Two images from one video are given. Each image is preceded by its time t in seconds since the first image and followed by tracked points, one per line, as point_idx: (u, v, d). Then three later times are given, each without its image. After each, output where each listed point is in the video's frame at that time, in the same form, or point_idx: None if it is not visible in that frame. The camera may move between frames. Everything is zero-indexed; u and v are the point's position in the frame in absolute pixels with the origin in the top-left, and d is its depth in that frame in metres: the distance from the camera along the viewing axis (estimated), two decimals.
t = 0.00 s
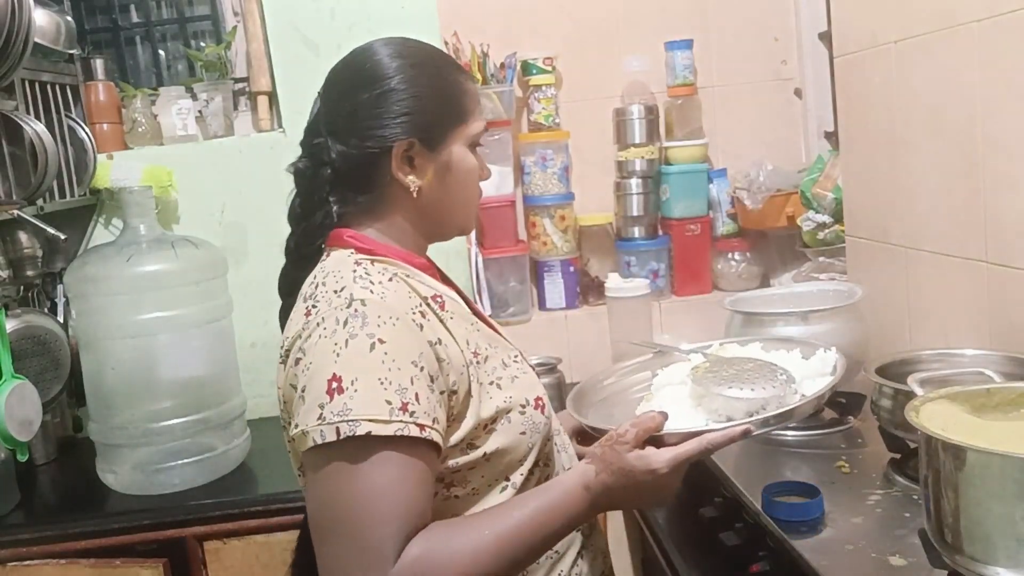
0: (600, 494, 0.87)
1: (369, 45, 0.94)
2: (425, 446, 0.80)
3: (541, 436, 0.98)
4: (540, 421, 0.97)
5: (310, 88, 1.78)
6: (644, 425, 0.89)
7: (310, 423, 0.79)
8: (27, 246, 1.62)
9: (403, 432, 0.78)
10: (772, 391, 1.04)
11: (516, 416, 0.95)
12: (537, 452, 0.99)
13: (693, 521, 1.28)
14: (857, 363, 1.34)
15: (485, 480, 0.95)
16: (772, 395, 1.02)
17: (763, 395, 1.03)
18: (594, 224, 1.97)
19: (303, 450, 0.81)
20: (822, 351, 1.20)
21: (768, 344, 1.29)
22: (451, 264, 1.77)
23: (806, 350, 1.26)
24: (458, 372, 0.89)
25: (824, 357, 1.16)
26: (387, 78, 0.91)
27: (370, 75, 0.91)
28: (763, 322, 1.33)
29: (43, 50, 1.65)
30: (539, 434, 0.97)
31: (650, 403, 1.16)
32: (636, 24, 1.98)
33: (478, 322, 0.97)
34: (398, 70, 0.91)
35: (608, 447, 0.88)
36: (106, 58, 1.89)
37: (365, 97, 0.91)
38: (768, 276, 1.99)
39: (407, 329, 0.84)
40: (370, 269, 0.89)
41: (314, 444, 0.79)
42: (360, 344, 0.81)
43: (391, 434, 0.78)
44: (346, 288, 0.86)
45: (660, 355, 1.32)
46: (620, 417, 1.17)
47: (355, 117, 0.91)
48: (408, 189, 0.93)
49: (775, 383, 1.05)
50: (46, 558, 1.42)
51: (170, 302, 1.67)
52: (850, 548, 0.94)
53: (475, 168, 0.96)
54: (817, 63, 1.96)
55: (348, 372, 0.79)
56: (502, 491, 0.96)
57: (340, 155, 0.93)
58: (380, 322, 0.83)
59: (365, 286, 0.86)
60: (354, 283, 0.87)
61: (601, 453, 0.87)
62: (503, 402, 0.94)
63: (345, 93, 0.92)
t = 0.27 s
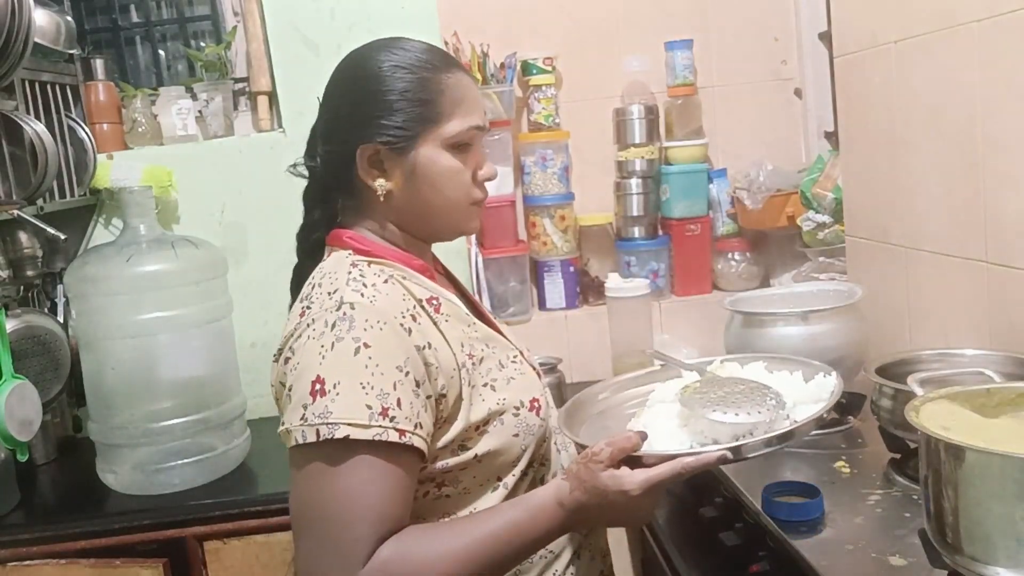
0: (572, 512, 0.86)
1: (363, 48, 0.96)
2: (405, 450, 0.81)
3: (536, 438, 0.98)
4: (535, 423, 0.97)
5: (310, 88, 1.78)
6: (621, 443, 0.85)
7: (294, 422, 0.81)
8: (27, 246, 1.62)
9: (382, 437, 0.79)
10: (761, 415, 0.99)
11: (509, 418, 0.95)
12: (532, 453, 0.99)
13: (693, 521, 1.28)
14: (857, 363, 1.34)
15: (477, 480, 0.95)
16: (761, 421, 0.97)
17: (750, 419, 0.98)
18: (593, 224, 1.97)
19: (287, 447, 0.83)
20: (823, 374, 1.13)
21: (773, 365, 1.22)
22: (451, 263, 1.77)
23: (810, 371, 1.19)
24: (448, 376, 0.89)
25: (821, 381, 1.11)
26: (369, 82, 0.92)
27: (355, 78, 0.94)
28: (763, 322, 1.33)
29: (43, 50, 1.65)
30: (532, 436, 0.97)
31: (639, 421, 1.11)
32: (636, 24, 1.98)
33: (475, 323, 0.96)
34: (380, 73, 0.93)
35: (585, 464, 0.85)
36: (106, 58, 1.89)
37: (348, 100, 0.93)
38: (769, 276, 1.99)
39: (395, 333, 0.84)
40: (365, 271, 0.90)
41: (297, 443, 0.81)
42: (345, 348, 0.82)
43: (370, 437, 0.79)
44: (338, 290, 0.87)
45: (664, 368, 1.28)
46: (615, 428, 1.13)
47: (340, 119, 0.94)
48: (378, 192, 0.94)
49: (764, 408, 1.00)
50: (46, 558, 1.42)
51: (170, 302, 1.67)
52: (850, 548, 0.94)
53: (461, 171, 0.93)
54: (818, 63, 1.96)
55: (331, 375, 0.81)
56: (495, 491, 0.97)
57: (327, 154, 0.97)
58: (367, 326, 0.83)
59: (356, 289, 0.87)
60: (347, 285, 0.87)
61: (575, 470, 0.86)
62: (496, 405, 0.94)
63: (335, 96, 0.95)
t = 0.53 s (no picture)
0: (570, 517, 0.86)
1: (363, 48, 0.96)
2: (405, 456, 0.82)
3: (537, 441, 0.98)
4: (535, 425, 0.97)
5: (310, 88, 1.78)
6: (618, 449, 0.86)
7: (295, 428, 0.82)
8: (27, 246, 1.62)
9: (382, 443, 0.80)
10: (763, 419, 1.00)
11: (510, 421, 0.95)
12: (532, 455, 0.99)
13: (693, 521, 1.28)
14: (857, 363, 1.34)
15: (478, 482, 0.96)
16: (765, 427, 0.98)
17: (752, 424, 0.99)
18: (593, 224, 1.97)
19: (288, 453, 0.84)
20: (824, 377, 1.14)
21: (775, 367, 1.23)
22: (451, 263, 1.77)
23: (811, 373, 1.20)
24: (448, 380, 0.90)
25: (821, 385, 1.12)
26: (369, 82, 0.93)
27: (355, 79, 0.94)
28: (763, 322, 1.33)
29: (43, 50, 1.65)
30: (532, 439, 0.97)
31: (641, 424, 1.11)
32: (636, 24, 1.98)
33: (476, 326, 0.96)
34: (380, 74, 0.93)
35: (580, 471, 0.86)
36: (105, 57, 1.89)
37: (348, 100, 0.93)
38: (769, 276, 1.99)
39: (394, 339, 0.84)
40: (364, 275, 0.89)
41: (298, 449, 0.82)
42: (344, 354, 0.82)
43: (370, 444, 0.79)
44: (337, 295, 0.87)
45: (664, 372, 1.28)
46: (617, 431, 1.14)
47: (340, 119, 0.94)
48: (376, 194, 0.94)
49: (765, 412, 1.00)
50: (46, 558, 1.42)
51: (170, 302, 1.67)
52: (850, 548, 0.94)
53: (460, 173, 0.93)
54: (817, 63, 1.96)
55: (331, 381, 0.81)
56: (495, 493, 0.97)
57: (326, 154, 0.97)
58: (366, 332, 0.83)
59: (356, 294, 0.86)
60: (345, 289, 0.87)
61: (574, 476, 0.86)
62: (496, 408, 0.94)
63: (335, 95, 0.95)
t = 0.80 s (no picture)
0: (570, 511, 0.87)
1: (368, 46, 0.95)
2: (403, 456, 0.82)
3: (534, 440, 0.99)
4: (531, 425, 0.97)
5: (311, 88, 1.78)
6: (615, 441, 0.86)
7: (293, 430, 0.82)
8: (27, 246, 1.62)
9: (380, 444, 0.80)
10: (757, 408, 1.00)
11: (506, 420, 0.95)
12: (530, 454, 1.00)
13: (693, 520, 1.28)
14: (857, 363, 1.34)
15: (475, 482, 0.96)
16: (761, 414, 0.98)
17: (745, 414, 0.99)
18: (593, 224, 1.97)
19: (287, 455, 0.84)
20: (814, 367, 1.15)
21: (765, 358, 1.24)
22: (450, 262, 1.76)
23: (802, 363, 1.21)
24: (445, 380, 0.90)
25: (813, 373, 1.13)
26: (380, 81, 0.92)
27: (364, 76, 0.93)
28: (764, 322, 1.33)
29: (43, 50, 1.65)
30: (528, 438, 0.98)
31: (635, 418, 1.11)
32: (636, 24, 1.98)
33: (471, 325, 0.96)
34: (390, 73, 0.92)
35: (579, 465, 0.86)
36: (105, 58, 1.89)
37: (359, 98, 0.92)
38: (768, 276, 1.99)
39: (391, 340, 0.84)
40: (360, 276, 0.90)
41: (296, 451, 0.82)
42: (342, 355, 0.82)
43: (368, 445, 0.79)
44: (333, 297, 0.87)
45: (657, 366, 1.26)
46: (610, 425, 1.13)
47: (350, 116, 0.92)
48: (391, 195, 0.94)
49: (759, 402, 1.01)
50: (46, 558, 1.42)
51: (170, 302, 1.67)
52: (850, 548, 0.94)
53: (465, 176, 0.95)
54: (818, 63, 1.96)
55: (328, 383, 0.81)
56: (493, 492, 0.98)
57: (335, 153, 0.94)
58: (362, 333, 0.83)
59: (351, 296, 0.87)
60: (341, 291, 0.87)
61: (573, 471, 0.87)
62: (492, 407, 0.94)
63: (341, 93, 0.93)
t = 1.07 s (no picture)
0: (558, 511, 0.87)
1: (351, 51, 0.95)
2: (387, 458, 0.82)
3: (525, 442, 0.99)
4: (519, 426, 0.97)
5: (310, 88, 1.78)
6: (603, 441, 0.87)
7: (278, 435, 0.82)
8: (27, 246, 1.62)
9: (364, 446, 0.80)
10: (738, 412, 1.02)
11: (495, 423, 0.95)
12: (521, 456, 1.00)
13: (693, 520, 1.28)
14: (857, 363, 1.34)
15: (464, 484, 0.96)
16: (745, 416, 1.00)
17: (729, 416, 1.00)
18: (593, 224, 1.97)
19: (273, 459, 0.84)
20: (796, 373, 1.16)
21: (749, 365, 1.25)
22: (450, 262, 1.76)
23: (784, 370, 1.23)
24: (429, 382, 0.90)
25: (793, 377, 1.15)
26: (364, 85, 0.92)
27: (348, 81, 0.93)
28: (764, 322, 1.33)
29: (43, 50, 1.65)
30: (517, 440, 0.98)
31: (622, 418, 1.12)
32: (636, 24, 1.98)
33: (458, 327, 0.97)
34: (374, 77, 0.93)
35: (567, 462, 0.87)
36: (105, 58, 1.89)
37: (343, 103, 0.92)
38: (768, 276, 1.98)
39: (374, 342, 0.85)
40: (344, 280, 0.91)
41: (281, 455, 0.82)
42: (324, 359, 0.82)
43: (352, 448, 0.80)
44: (317, 301, 0.88)
45: (641, 371, 1.26)
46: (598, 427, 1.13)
47: (335, 121, 0.93)
48: (378, 197, 0.94)
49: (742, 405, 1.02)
50: (46, 558, 1.42)
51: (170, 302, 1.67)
52: (850, 548, 0.94)
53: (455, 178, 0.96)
54: (818, 63, 1.96)
55: (311, 387, 0.82)
56: (482, 495, 0.98)
57: (321, 160, 0.95)
58: (345, 336, 0.84)
59: (335, 299, 0.87)
60: (324, 296, 0.88)
61: (559, 470, 0.87)
62: (479, 410, 0.94)
63: (325, 99, 0.94)
